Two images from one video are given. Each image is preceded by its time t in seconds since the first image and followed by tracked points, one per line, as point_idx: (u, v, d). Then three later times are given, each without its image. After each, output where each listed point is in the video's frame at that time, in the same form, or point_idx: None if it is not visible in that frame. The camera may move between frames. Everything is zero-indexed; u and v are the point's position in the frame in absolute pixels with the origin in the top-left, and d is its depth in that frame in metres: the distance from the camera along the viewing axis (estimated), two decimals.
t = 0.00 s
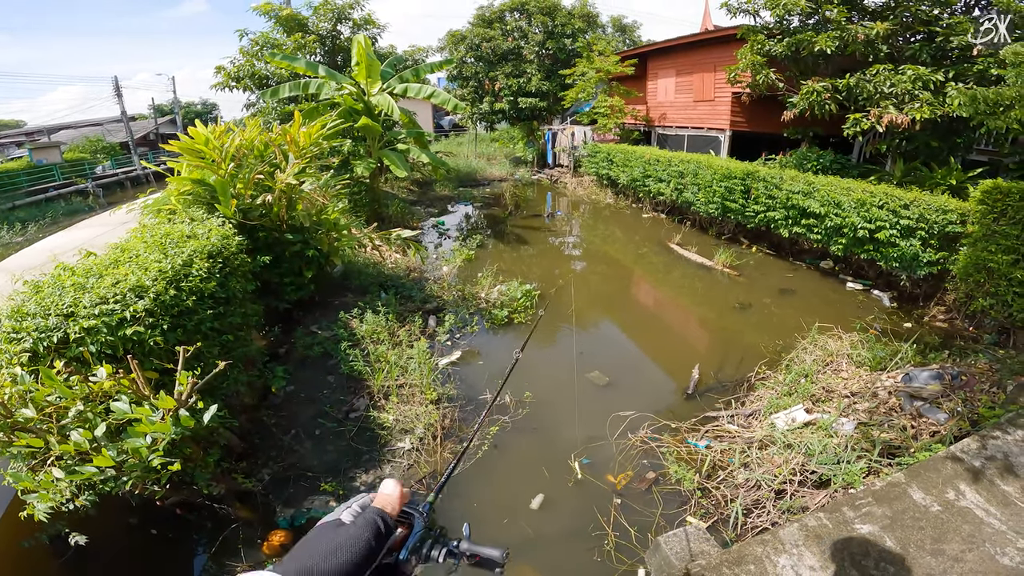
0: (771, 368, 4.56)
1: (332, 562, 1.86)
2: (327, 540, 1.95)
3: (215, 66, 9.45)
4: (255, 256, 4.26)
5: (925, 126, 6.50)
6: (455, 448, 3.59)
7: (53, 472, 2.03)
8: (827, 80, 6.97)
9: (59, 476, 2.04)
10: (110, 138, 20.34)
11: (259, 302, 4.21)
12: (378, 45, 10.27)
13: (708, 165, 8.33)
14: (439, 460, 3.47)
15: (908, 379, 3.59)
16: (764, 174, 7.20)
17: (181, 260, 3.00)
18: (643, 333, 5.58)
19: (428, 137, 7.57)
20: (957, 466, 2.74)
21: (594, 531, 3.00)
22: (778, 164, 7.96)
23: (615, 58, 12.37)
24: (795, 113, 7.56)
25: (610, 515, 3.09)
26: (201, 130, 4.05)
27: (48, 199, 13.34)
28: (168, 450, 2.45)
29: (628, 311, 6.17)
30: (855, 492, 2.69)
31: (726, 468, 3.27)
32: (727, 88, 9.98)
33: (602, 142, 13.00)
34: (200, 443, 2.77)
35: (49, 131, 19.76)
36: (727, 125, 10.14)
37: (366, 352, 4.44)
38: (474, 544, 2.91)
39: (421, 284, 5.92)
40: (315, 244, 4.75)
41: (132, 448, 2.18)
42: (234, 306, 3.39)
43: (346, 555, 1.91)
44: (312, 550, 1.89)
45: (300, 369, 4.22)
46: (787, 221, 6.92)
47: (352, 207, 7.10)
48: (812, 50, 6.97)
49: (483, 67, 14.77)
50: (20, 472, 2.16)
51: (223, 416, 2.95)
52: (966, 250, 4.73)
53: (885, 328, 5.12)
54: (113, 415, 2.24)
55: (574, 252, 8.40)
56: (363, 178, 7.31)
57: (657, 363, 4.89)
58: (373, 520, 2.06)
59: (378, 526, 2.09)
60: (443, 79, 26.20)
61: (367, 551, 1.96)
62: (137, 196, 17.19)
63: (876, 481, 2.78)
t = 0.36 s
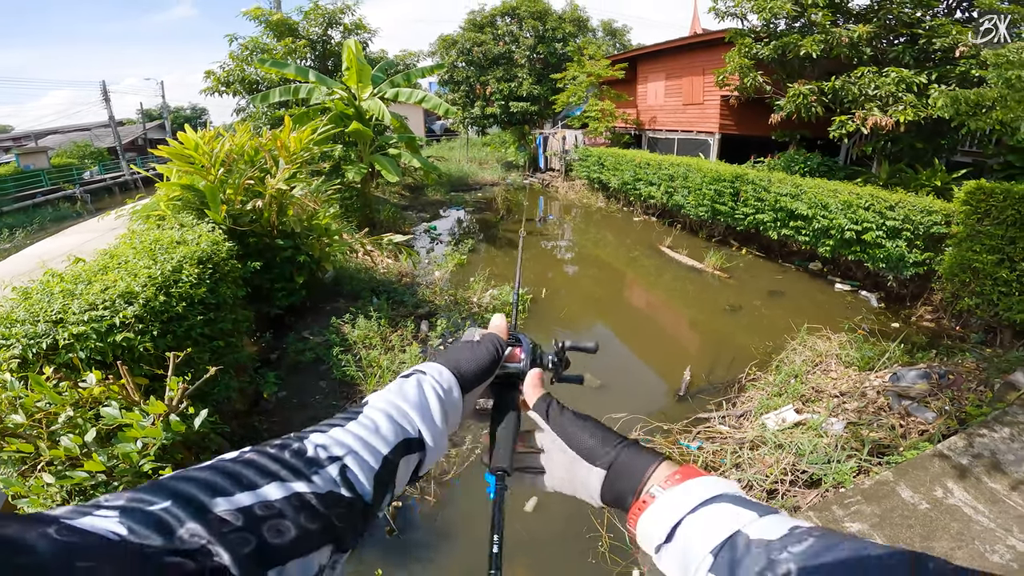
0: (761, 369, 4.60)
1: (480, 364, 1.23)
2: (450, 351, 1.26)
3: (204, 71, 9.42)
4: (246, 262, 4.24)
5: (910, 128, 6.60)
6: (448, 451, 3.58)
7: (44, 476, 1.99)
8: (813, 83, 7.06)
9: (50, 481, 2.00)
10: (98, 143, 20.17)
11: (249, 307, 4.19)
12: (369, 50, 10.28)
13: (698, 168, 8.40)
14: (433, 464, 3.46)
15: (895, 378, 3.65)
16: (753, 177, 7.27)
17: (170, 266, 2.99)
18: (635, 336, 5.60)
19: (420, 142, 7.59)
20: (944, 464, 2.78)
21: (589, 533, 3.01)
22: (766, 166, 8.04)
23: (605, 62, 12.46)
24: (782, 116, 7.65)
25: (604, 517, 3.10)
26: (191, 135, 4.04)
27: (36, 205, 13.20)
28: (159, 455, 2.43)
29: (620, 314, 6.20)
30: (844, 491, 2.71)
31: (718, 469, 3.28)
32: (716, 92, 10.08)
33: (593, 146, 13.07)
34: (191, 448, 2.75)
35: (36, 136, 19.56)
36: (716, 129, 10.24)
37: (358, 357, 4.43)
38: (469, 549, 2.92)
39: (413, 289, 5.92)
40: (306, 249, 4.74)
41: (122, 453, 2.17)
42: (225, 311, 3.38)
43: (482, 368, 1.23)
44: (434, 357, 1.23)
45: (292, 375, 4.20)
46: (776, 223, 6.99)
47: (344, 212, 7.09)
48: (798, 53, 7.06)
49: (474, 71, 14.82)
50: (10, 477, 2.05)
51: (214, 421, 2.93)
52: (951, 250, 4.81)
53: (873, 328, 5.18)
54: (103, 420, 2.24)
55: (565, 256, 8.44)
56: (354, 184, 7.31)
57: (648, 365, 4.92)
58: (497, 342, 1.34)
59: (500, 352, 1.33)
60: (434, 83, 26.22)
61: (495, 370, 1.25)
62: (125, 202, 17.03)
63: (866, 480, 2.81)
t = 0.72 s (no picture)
0: (755, 372, 4.61)
1: (523, 386, 1.42)
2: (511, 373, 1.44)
3: (195, 77, 9.39)
4: (237, 269, 4.22)
5: (897, 131, 6.68)
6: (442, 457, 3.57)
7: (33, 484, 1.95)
8: (802, 86, 7.13)
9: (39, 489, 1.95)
10: (88, 149, 20.04)
11: (241, 315, 4.17)
12: (361, 55, 10.29)
13: (689, 172, 8.46)
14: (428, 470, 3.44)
15: (887, 380, 3.65)
16: (744, 181, 7.32)
17: (160, 274, 2.97)
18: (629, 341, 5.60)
19: (412, 147, 7.59)
20: (936, 466, 2.80)
21: (584, 538, 3.00)
22: (757, 170, 8.11)
23: (597, 67, 12.52)
24: (772, 119, 7.72)
25: (600, 522, 3.09)
26: (181, 142, 4.02)
27: (25, 212, 13.09)
28: (150, 464, 2.41)
29: (614, 318, 6.21)
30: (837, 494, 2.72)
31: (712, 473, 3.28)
32: (707, 96, 10.15)
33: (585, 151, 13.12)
34: (182, 457, 2.72)
35: (25, 142, 19.41)
36: (707, 133, 10.32)
37: (351, 364, 4.41)
38: (464, 554, 2.91)
39: (406, 295, 5.90)
40: (298, 256, 4.72)
41: (112, 462, 2.14)
42: (215, 319, 3.36)
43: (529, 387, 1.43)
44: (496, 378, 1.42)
45: (284, 383, 4.17)
46: (767, 226, 7.03)
47: (336, 218, 7.07)
48: (786, 57, 7.13)
49: (467, 76, 14.86)
50: None
51: (206, 429, 2.90)
52: (940, 252, 4.87)
53: (864, 331, 5.22)
54: (93, 428, 2.21)
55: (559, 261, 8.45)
56: (347, 190, 7.29)
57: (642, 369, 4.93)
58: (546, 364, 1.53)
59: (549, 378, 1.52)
60: (426, 88, 26.23)
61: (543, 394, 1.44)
62: (116, 209, 16.89)
63: (859, 482, 2.82)
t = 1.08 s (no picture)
0: (752, 374, 4.61)
1: (441, 420, 1.13)
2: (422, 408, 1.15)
3: (191, 81, 9.39)
4: (233, 275, 4.21)
5: (891, 134, 6.72)
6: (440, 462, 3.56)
7: (29, 490, 1.93)
8: (797, 89, 7.17)
9: (35, 494, 1.94)
10: (83, 153, 19.98)
11: (237, 320, 4.15)
12: (358, 59, 10.30)
13: (685, 176, 8.49)
14: (426, 475, 3.43)
15: (884, 382, 3.65)
16: (740, 184, 7.35)
17: (156, 279, 2.95)
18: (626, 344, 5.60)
19: (409, 151, 7.59)
20: (934, 467, 2.80)
21: (583, 542, 2.99)
22: (752, 173, 8.14)
23: (593, 71, 12.57)
24: (767, 122, 7.76)
25: (598, 526, 3.08)
26: (176, 146, 4.01)
27: (20, 216, 13.05)
28: (146, 469, 2.40)
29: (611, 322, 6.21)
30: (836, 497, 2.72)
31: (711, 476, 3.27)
32: (702, 99, 10.20)
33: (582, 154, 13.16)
34: (178, 462, 2.71)
35: (20, 147, 19.34)
36: (703, 136, 10.35)
37: (348, 369, 4.39)
38: (463, 559, 2.90)
39: (403, 300, 5.89)
40: (294, 261, 4.70)
41: (108, 468, 2.13)
42: (212, 325, 3.34)
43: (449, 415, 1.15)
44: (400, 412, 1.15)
45: (281, 388, 4.16)
46: (763, 229, 7.05)
47: (333, 223, 7.06)
48: (781, 60, 7.16)
49: (464, 80, 14.90)
50: None
51: (202, 435, 2.89)
52: (935, 254, 4.89)
53: (861, 333, 5.23)
54: (88, 434, 2.20)
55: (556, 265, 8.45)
56: (343, 195, 7.29)
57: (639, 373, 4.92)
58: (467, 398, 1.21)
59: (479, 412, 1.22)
60: (422, 91, 26.15)
61: (469, 419, 1.17)
62: (111, 213, 16.84)
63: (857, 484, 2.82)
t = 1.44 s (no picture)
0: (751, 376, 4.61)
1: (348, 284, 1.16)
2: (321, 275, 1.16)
3: (190, 84, 9.40)
4: (232, 278, 4.21)
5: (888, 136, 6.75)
6: (439, 464, 3.56)
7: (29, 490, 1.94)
8: (794, 92, 7.19)
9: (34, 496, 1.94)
10: (81, 156, 20.00)
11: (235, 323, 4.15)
12: (357, 62, 10.32)
13: (684, 179, 8.51)
14: (424, 477, 3.44)
15: (881, 384, 3.67)
16: (738, 187, 7.37)
17: (154, 282, 2.95)
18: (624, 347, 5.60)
19: (407, 154, 7.61)
20: (931, 468, 2.81)
21: (581, 543, 3.00)
22: (750, 175, 8.17)
23: (592, 74, 12.60)
24: (765, 125, 7.79)
25: (597, 528, 3.09)
26: (175, 150, 4.01)
27: (19, 219, 13.04)
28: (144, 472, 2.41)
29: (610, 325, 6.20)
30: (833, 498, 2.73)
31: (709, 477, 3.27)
32: (700, 102, 10.23)
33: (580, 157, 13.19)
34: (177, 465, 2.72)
35: (18, 150, 19.35)
36: (701, 138, 10.39)
37: (347, 372, 4.39)
38: (462, 561, 2.91)
39: (402, 302, 5.89)
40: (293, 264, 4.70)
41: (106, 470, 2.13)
42: (210, 328, 3.35)
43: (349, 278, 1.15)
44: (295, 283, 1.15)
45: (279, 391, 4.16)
46: (761, 232, 7.07)
47: (332, 226, 7.06)
48: (778, 63, 7.19)
49: (462, 83, 14.94)
50: None
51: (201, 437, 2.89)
52: (932, 256, 4.91)
53: (858, 335, 5.25)
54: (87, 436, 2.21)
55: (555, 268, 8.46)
56: (342, 197, 7.29)
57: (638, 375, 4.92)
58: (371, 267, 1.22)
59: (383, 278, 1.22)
60: (421, 94, 26.15)
61: (377, 282, 1.19)
62: (110, 216, 16.81)
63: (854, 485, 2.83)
